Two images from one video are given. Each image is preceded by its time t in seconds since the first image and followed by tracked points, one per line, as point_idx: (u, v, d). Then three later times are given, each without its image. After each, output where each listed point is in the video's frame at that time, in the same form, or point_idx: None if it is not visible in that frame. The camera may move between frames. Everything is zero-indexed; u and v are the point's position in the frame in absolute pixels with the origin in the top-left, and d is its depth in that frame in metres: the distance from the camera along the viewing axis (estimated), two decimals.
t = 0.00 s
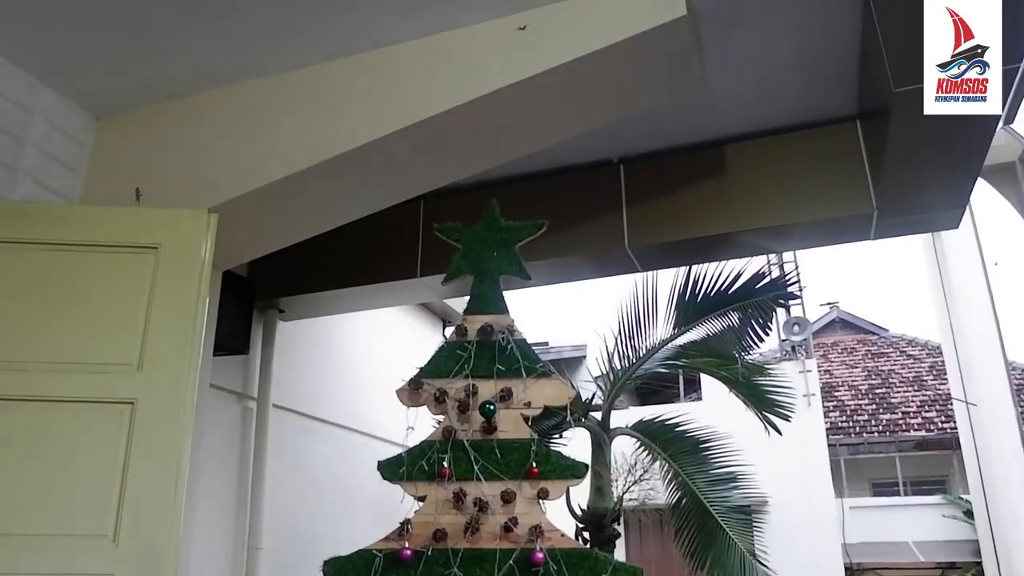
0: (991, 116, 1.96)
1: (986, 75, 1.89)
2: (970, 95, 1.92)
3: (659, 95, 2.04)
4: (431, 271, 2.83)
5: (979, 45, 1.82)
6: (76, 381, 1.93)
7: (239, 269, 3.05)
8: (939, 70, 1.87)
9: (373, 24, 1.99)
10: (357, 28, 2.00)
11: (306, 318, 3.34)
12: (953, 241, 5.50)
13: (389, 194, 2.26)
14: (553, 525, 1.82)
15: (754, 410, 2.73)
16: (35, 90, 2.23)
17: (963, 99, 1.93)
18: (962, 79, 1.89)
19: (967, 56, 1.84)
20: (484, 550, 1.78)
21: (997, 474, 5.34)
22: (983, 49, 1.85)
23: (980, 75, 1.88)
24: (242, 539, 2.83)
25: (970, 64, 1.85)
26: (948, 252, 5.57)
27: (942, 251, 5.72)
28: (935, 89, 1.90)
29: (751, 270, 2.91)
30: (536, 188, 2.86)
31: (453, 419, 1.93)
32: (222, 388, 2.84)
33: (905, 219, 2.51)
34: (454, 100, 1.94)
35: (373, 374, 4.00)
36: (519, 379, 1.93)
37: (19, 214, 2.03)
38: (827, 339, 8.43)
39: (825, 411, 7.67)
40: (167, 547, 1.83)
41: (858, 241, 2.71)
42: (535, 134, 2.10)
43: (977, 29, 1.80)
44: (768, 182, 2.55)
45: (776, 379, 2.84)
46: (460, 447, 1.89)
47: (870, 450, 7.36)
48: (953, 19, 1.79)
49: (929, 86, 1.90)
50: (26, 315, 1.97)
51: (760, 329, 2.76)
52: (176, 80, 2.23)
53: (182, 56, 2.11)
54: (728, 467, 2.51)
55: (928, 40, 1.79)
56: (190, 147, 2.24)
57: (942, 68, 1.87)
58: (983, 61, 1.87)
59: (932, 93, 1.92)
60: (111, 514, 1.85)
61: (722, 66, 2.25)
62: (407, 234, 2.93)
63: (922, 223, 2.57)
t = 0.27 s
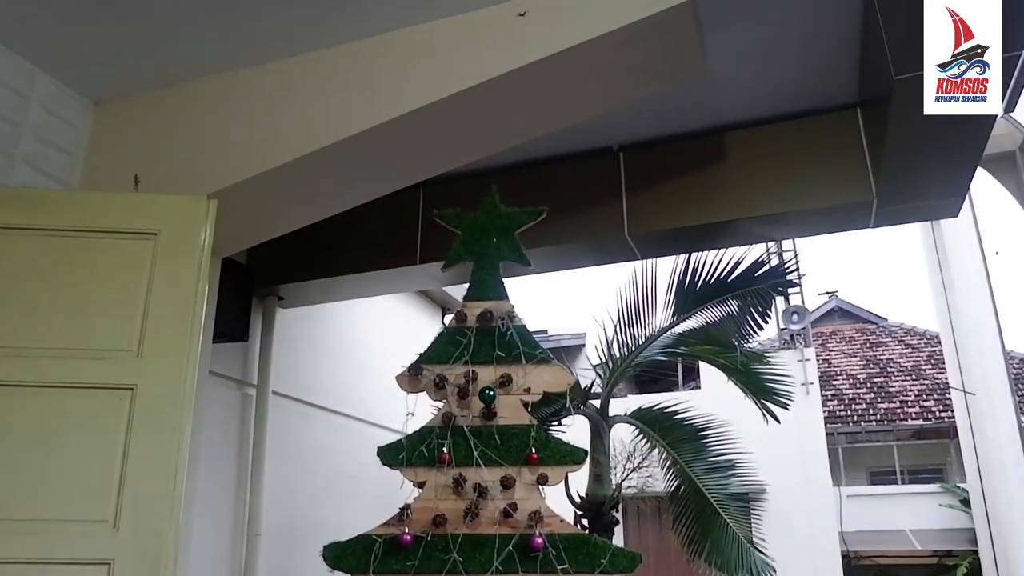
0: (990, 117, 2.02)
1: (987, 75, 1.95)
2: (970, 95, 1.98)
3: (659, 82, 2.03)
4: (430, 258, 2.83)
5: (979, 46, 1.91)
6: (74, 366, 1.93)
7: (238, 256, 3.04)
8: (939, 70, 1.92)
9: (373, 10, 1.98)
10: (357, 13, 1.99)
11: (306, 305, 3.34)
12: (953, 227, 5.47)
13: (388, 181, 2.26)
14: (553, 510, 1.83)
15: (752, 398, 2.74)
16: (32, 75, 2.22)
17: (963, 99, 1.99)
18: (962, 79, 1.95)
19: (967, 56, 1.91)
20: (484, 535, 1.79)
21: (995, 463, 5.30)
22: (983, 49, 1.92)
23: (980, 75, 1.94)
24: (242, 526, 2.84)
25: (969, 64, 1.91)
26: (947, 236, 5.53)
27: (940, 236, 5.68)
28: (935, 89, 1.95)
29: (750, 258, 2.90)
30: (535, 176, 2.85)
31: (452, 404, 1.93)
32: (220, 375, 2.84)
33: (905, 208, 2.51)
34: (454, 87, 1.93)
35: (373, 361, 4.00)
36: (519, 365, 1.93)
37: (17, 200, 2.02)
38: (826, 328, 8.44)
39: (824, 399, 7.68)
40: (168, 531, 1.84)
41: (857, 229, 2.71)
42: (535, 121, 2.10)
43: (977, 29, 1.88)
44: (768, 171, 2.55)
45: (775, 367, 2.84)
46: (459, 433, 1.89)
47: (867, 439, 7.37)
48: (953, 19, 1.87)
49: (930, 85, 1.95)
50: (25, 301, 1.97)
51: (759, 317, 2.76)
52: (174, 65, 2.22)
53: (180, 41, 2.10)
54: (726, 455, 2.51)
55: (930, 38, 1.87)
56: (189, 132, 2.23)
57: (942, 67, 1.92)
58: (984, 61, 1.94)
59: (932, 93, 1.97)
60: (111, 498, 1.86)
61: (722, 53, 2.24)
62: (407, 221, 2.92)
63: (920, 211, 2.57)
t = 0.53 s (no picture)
0: (989, 117, 2.07)
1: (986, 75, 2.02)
2: (970, 95, 2.04)
3: (658, 68, 2.03)
4: (429, 245, 2.83)
5: (979, 45, 1.95)
6: (75, 355, 1.93)
7: (237, 245, 3.04)
8: (939, 69, 1.98)
9: None
10: None
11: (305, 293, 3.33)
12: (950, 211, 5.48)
13: (387, 168, 2.25)
14: (554, 495, 1.83)
15: (752, 383, 2.74)
16: (30, 64, 2.21)
17: (963, 99, 2.05)
18: (962, 79, 2.01)
19: (967, 56, 1.97)
20: (486, 520, 1.80)
21: (993, 448, 5.29)
22: (983, 50, 1.98)
23: (980, 75, 2.01)
24: (245, 514, 2.85)
25: (969, 64, 1.98)
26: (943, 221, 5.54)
27: (937, 222, 5.69)
28: (935, 88, 2.01)
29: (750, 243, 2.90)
30: (535, 162, 2.85)
31: (452, 388, 1.92)
32: (220, 364, 2.84)
33: (906, 193, 2.51)
34: (454, 72, 1.92)
35: (372, 349, 4.00)
36: (519, 349, 1.93)
37: (18, 189, 2.02)
38: (825, 315, 8.44)
39: (823, 385, 7.69)
40: (171, 518, 1.85)
41: (857, 214, 2.70)
42: (535, 108, 2.09)
43: (976, 28, 1.94)
44: (768, 156, 2.54)
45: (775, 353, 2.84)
46: (459, 418, 1.89)
47: (867, 425, 7.37)
48: (953, 19, 1.90)
49: (931, 85, 2.01)
50: (26, 290, 1.97)
51: (759, 302, 2.76)
52: (172, 54, 2.22)
53: (178, 28, 2.09)
54: (726, 440, 2.51)
55: (930, 40, 1.88)
56: (187, 119, 2.23)
57: (943, 67, 1.97)
58: (983, 62, 2.00)
59: (932, 93, 2.03)
60: (112, 485, 1.86)
61: (722, 38, 2.23)
62: (406, 207, 2.92)
63: (920, 196, 2.57)
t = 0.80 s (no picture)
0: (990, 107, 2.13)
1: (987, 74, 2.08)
2: (970, 94, 2.11)
3: (659, 47, 2.02)
4: (429, 225, 2.83)
5: (979, 45, 2.02)
6: (77, 337, 1.94)
7: (237, 228, 3.04)
8: (940, 69, 2.05)
9: None
10: None
11: (305, 276, 3.33)
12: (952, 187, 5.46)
13: (386, 149, 2.24)
14: (555, 474, 1.83)
15: (753, 363, 2.74)
16: (27, 47, 2.20)
17: (962, 99, 2.12)
18: (961, 79, 2.09)
19: (967, 56, 2.04)
20: (487, 499, 1.81)
21: (993, 427, 5.26)
22: (983, 50, 2.05)
23: (980, 75, 2.08)
24: (248, 497, 2.86)
25: (968, 63, 2.05)
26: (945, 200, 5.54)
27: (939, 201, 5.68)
28: (935, 88, 2.10)
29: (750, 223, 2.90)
30: (534, 143, 2.84)
31: (453, 368, 1.93)
32: (221, 347, 2.84)
33: (907, 171, 2.50)
34: (453, 52, 1.91)
35: (372, 331, 4.00)
36: (520, 329, 1.92)
37: (17, 172, 2.02)
38: (826, 296, 8.42)
39: (824, 365, 7.66)
40: (174, 497, 1.86)
41: (858, 192, 2.69)
42: (535, 88, 2.08)
43: (976, 29, 2.01)
44: (769, 135, 2.53)
45: (775, 333, 2.84)
46: (461, 398, 1.89)
47: (868, 406, 7.36)
48: (952, 19, 1.96)
49: (930, 85, 2.09)
50: (26, 273, 1.97)
51: (760, 282, 2.76)
52: (169, 36, 2.20)
53: (175, 9, 2.08)
54: (728, 420, 2.51)
55: (929, 41, 1.95)
56: (185, 102, 2.22)
57: (943, 67, 2.05)
58: (983, 62, 2.07)
59: (931, 93, 2.12)
60: (114, 467, 1.87)
61: (723, 16, 2.22)
62: (405, 188, 2.91)
63: (921, 174, 2.56)
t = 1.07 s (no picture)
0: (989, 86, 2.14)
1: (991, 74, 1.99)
2: (970, 95, 2.09)
3: (660, 24, 2.01)
4: (427, 203, 2.82)
5: (979, 46, 1.97)
6: (75, 313, 1.93)
7: (234, 206, 3.03)
8: (940, 69, 2.08)
9: None
10: None
11: (303, 255, 3.32)
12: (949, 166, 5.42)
13: (385, 126, 2.24)
14: (553, 450, 1.82)
15: (751, 342, 2.75)
16: (22, 22, 2.18)
17: (963, 98, 2.12)
18: (962, 79, 2.08)
19: (967, 56, 2.02)
20: (484, 475, 1.79)
21: (988, 407, 5.25)
22: (984, 50, 1.98)
23: (980, 76, 2.02)
24: (245, 474, 2.87)
25: (969, 64, 2.02)
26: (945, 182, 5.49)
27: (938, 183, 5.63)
28: (935, 88, 2.14)
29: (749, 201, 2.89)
30: (533, 122, 2.83)
31: (452, 345, 1.90)
32: (218, 325, 2.84)
33: (906, 148, 2.49)
34: (455, 28, 1.90)
35: (369, 310, 3.99)
36: (519, 305, 1.89)
37: (13, 148, 2.01)
38: (824, 276, 8.28)
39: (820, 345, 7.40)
40: (172, 474, 1.87)
41: (857, 171, 2.69)
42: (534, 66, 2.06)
43: (977, 29, 1.99)
44: (769, 114, 2.52)
45: (772, 313, 2.84)
46: (459, 373, 1.86)
47: (864, 385, 7.14)
48: (952, 19, 1.98)
49: (930, 84, 2.14)
50: (24, 249, 1.96)
51: (758, 261, 2.77)
52: (166, 12, 2.19)
53: None
54: (725, 399, 2.51)
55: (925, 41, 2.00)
56: (182, 78, 2.20)
57: (942, 67, 2.07)
58: (984, 62, 1.99)
59: (932, 93, 2.15)
60: (113, 443, 1.87)
61: None
62: (403, 166, 2.90)
63: (920, 152, 2.55)
